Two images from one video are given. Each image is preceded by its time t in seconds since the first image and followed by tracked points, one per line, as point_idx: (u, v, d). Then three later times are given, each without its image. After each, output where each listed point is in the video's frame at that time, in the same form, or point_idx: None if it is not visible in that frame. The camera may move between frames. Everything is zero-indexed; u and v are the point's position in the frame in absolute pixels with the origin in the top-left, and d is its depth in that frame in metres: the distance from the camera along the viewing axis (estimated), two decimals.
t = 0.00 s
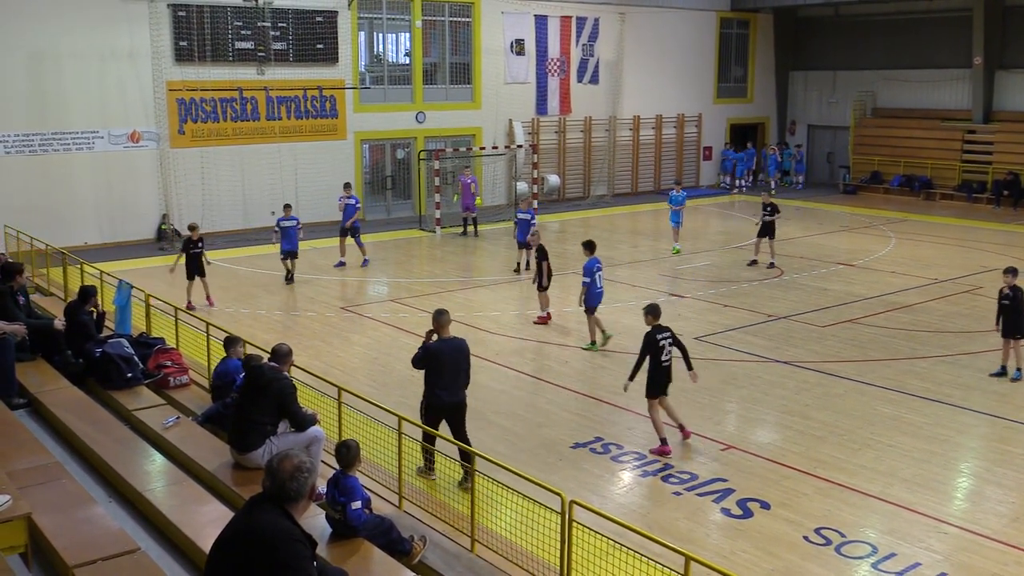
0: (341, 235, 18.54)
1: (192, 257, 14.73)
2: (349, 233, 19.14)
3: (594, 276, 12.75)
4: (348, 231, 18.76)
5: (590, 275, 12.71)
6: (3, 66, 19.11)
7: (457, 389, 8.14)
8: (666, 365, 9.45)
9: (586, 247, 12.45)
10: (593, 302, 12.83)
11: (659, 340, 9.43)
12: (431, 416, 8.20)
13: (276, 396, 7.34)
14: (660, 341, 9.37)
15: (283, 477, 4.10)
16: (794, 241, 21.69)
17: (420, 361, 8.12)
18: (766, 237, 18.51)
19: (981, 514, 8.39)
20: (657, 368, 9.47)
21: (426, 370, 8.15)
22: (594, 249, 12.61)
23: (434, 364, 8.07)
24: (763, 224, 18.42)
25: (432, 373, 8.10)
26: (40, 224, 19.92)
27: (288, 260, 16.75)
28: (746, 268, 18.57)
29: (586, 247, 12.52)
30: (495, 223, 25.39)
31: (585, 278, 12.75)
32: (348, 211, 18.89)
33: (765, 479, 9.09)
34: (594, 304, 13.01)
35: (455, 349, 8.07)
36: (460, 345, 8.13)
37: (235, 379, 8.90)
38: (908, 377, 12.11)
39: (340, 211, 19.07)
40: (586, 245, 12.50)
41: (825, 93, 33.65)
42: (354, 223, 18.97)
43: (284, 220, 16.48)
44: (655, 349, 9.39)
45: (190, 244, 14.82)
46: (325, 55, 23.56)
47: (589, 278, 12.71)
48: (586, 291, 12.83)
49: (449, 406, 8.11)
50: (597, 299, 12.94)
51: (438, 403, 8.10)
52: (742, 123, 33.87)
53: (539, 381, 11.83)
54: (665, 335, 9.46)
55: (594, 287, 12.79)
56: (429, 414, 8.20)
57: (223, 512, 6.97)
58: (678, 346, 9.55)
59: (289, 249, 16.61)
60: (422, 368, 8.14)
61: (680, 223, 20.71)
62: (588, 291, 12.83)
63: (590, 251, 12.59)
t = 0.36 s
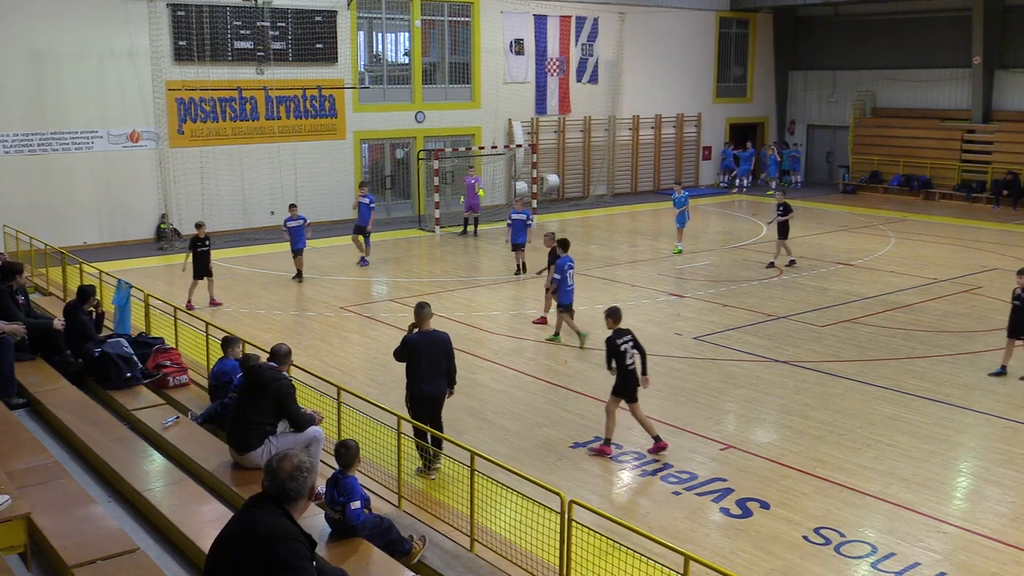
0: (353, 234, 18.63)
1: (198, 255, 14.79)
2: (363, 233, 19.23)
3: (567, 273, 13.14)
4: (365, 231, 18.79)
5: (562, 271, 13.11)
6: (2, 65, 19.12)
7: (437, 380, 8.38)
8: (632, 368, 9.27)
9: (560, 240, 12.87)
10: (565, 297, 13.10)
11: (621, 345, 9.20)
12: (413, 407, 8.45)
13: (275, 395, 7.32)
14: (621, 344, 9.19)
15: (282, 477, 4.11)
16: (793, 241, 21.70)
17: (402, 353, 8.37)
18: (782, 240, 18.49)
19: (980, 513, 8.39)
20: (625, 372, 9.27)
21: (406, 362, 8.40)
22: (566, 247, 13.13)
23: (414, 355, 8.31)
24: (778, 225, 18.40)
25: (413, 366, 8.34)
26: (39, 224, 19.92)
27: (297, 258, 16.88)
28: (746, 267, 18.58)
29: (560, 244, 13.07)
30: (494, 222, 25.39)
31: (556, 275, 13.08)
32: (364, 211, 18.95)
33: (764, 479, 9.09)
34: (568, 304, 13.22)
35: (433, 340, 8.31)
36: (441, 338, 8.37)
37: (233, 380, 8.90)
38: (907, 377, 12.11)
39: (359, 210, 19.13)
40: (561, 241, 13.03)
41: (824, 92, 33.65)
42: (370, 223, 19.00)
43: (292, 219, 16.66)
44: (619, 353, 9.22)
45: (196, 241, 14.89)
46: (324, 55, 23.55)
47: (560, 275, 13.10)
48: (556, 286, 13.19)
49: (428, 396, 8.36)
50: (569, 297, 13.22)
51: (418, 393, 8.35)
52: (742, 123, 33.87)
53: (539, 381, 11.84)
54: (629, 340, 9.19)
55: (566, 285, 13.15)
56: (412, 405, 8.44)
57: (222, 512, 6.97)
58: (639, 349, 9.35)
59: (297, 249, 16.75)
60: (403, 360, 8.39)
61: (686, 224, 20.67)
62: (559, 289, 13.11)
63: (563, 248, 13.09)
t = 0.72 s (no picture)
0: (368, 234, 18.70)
1: (214, 252, 14.84)
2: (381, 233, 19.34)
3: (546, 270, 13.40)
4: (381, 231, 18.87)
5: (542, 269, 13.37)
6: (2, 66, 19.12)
7: (429, 374, 8.65)
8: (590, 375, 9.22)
9: (535, 237, 13.15)
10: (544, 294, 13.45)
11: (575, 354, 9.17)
12: (404, 400, 8.69)
13: (276, 396, 7.32)
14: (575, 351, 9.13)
15: (283, 477, 4.12)
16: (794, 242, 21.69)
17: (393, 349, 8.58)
18: (796, 239, 18.52)
19: (981, 514, 8.39)
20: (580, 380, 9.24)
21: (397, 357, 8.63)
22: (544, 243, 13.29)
23: (406, 351, 8.54)
24: (792, 226, 18.41)
25: (405, 360, 8.57)
26: (40, 224, 19.92)
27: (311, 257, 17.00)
28: (746, 268, 18.59)
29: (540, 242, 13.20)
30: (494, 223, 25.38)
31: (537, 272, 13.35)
32: (380, 210, 19.02)
33: (765, 480, 9.09)
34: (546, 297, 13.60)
35: (426, 337, 8.57)
36: (433, 334, 8.63)
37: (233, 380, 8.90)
38: (908, 377, 12.11)
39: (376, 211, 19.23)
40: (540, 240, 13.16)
41: (825, 93, 33.66)
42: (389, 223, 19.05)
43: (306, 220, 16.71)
44: (574, 362, 9.14)
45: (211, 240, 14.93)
46: (325, 56, 23.56)
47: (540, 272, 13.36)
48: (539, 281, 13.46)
49: (421, 390, 8.62)
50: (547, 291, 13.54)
51: (411, 388, 8.59)
52: (743, 123, 33.88)
53: (540, 382, 11.84)
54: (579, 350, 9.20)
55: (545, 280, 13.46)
56: (403, 398, 8.68)
57: (223, 512, 6.97)
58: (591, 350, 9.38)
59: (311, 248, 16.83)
60: (394, 356, 8.60)
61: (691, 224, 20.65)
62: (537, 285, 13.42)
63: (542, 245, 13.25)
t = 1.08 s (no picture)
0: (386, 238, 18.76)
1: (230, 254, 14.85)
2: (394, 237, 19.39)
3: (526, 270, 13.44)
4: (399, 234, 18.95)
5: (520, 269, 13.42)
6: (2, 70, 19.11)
7: (416, 370, 8.85)
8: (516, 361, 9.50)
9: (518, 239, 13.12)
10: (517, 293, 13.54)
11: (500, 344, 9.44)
12: (389, 396, 8.86)
13: (277, 400, 7.32)
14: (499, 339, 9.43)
15: (283, 482, 4.11)
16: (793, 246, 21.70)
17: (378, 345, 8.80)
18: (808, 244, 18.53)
19: (981, 519, 8.38)
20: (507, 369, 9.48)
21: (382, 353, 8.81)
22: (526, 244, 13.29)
23: (393, 348, 8.74)
24: (804, 230, 18.41)
25: (392, 358, 8.75)
26: (39, 228, 19.91)
27: (325, 263, 16.98)
28: (746, 272, 18.59)
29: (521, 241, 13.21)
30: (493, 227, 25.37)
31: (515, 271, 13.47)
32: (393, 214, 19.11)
33: (765, 484, 9.08)
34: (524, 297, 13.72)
35: (414, 335, 8.78)
36: (419, 331, 8.85)
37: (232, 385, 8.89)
38: (909, 382, 12.10)
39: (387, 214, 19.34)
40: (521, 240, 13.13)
41: (824, 97, 33.69)
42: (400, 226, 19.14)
43: (319, 224, 16.65)
44: (496, 350, 9.41)
45: (228, 243, 14.89)
46: (325, 60, 23.58)
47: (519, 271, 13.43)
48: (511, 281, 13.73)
49: (409, 387, 8.83)
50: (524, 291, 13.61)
51: (397, 384, 8.79)
52: (742, 127, 33.89)
53: (539, 386, 11.84)
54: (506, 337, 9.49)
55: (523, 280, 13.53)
56: (388, 395, 8.85)
57: (223, 517, 6.96)
58: (517, 339, 9.70)
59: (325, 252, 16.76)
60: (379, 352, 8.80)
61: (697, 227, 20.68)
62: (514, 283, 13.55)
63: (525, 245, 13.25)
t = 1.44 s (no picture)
0: (406, 253, 18.81)
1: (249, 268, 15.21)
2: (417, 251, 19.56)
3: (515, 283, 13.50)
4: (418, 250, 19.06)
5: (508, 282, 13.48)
6: (7, 86, 19.22)
7: (397, 380, 9.06)
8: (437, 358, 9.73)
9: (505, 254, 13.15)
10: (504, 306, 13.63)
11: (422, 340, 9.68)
12: (373, 404, 9.10)
13: (279, 416, 7.32)
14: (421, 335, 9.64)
15: (284, 497, 4.11)
16: (796, 262, 21.70)
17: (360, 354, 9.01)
18: (819, 259, 18.51)
19: (985, 535, 8.35)
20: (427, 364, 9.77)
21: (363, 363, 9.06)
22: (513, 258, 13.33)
23: (371, 358, 8.97)
24: (815, 245, 18.40)
25: (372, 368, 8.98)
26: (42, 243, 19.95)
27: (337, 281, 16.99)
28: (749, 288, 18.59)
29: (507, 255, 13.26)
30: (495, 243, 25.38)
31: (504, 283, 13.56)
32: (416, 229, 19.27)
33: (768, 500, 9.05)
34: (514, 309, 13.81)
35: (393, 345, 8.97)
36: (400, 341, 9.05)
37: (234, 400, 8.88)
38: (912, 398, 12.08)
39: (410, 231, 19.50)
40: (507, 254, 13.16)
41: (825, 114, 33.79)
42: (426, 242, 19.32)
43: (331, 241, 16.71)
44: (416, 347, 9.68)
45: (248, 257, 15.18)
46: (327, 76, 23.68)
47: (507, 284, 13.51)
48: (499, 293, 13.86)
49: (389, 396, 9.04)
50: (513, 303, 13.69)
51: (379, 393, 9.02)
52: (744, 143, 33.95)
53: (541, 402, 11.82)
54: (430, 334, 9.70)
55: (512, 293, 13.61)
56: (371, 403, 9.10)
57: (224, 533, 6.94)
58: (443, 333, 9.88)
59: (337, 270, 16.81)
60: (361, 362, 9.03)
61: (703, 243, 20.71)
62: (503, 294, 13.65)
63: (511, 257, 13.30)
